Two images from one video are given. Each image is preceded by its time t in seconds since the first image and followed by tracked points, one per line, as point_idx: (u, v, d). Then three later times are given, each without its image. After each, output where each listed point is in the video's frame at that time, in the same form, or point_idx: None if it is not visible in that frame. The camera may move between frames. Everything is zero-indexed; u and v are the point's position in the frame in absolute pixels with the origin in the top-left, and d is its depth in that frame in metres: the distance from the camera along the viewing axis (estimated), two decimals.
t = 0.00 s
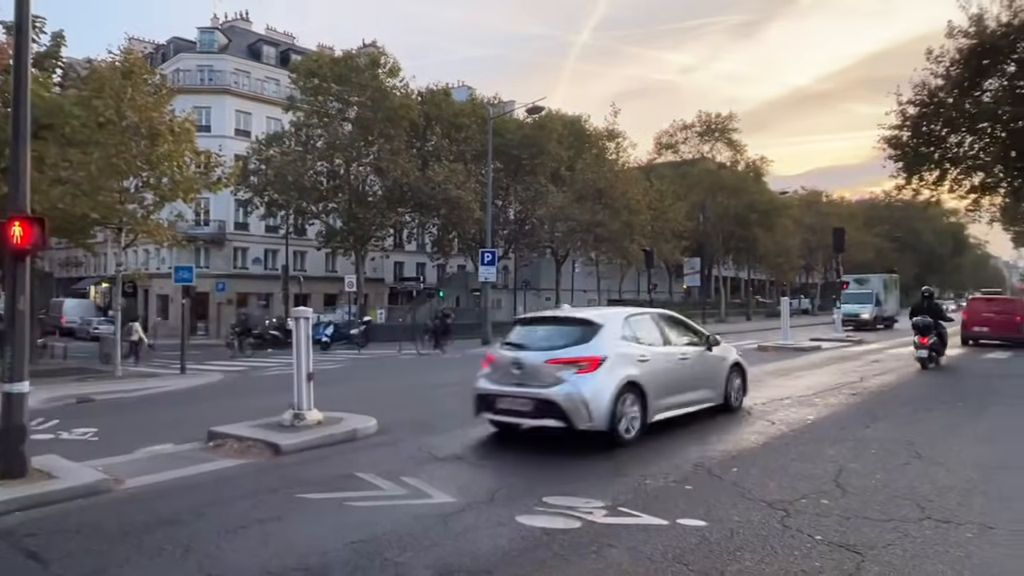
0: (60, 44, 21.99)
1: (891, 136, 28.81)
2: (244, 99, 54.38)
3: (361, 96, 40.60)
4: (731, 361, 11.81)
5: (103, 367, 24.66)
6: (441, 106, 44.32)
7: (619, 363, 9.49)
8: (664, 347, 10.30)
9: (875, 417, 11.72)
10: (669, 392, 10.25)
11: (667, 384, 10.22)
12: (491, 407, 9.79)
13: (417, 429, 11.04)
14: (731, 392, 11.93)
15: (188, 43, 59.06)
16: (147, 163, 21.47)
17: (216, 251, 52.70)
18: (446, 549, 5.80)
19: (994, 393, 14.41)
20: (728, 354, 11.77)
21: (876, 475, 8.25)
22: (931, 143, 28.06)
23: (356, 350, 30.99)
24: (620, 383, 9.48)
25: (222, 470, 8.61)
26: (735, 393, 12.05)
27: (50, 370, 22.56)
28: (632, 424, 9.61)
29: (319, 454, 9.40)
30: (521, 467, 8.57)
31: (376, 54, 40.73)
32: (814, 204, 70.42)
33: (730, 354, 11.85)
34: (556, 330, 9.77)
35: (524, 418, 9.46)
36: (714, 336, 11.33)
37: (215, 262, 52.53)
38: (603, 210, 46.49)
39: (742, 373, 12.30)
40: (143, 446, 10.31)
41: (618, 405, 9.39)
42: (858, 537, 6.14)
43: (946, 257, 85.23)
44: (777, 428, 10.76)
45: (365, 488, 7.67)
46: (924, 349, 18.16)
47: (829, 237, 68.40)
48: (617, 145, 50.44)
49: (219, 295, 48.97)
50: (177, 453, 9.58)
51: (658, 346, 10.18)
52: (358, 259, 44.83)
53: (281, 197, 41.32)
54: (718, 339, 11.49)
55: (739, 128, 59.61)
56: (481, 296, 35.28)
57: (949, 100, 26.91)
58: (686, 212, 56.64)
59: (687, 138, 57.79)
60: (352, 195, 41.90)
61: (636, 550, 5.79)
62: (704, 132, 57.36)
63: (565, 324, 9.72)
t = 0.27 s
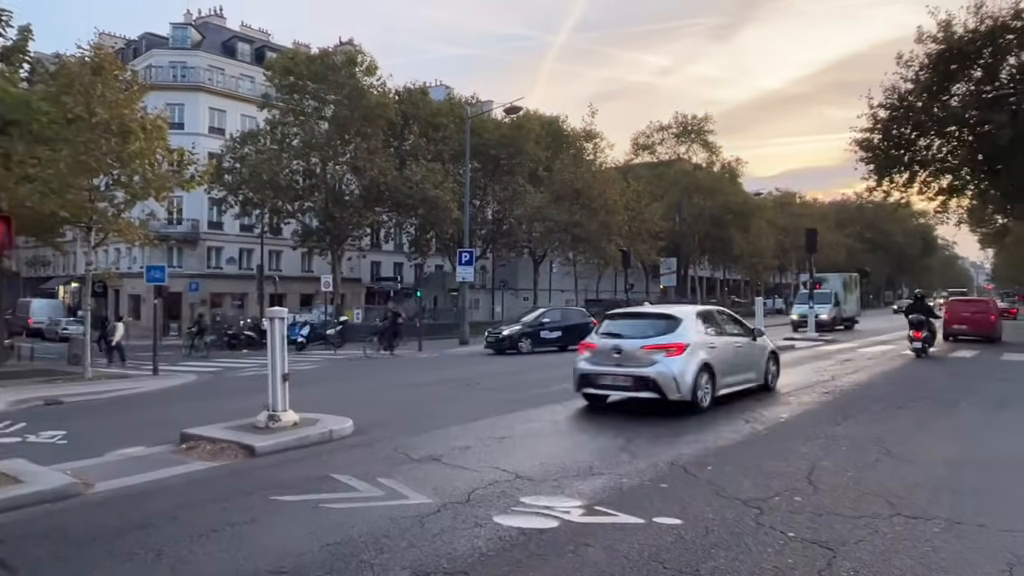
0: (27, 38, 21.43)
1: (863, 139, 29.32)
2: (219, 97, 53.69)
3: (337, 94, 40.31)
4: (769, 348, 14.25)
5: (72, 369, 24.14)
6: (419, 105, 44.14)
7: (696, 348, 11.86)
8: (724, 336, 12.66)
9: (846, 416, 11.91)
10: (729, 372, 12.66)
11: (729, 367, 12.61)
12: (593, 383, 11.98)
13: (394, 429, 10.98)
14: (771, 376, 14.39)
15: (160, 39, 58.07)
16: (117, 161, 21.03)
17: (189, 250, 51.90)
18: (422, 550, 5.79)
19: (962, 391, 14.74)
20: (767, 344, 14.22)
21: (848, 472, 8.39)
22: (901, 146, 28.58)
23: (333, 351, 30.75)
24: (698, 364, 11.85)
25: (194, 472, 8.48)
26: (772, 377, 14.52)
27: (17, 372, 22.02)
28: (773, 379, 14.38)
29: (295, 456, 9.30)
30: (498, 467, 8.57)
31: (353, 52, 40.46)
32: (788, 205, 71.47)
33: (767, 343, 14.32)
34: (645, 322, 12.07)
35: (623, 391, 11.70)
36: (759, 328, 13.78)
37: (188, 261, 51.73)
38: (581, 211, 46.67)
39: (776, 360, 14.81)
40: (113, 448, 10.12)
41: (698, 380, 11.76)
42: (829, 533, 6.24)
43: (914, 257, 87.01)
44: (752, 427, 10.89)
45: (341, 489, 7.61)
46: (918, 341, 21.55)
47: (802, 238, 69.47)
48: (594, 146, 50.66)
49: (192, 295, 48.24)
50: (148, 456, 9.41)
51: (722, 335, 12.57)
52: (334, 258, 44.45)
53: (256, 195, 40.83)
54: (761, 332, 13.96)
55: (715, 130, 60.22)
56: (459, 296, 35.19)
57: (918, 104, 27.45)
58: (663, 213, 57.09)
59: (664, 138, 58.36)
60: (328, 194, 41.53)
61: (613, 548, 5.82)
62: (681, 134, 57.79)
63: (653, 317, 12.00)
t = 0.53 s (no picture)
0: None
1: (840, 140, 29.74)
2: (197, 94, 53.08)
3: (318, 93, 40.00)
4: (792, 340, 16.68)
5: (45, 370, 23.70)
6: (400, 104, 43.92)
7: (740, 338, 14.27)
8: (760, 330, 15.05)
9: (824, 414, 12.05)
10: (765, 359, 15.07)
11: (765, 354, 14.98)
12: (655, 367, 14.31)
13: (375, 430, 10.91)
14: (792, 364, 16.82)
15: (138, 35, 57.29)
16: (93, 159, 20.62)
17: (167, 250, 51.21)
18: (402, 551, 5.75)
19: (937, 390, 14.97)
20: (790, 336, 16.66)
21: (826, 470, 8.48)
22: (878, 148, 29.02)
23: (314, 351, 30.52)
24: (742, 351, 14.26)
25: (171, 475, 8.36)
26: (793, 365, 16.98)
27: None
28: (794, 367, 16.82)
29: (274, 457, 9.20)
30: (480, 467, 8.54)
31: (334, 51, 40.19)
32: (767, 206, 72.27)
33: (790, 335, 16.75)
34: (697, 316, 14.41)
35: (682, 373, 14.04)
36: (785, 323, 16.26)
37: (166, 261, 51.09)
38: (563, 211, 46.83)
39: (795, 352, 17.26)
40: (88, 451, 9.95)
41: (743, 365, 14.17)
42: (808, 530, 6.30)
43: (890, 258, 88.35)
44: (732, 426, 10.97)
45: (320, 491, 7.54)
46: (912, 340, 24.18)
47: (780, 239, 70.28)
48: (576, 146, 50.80)
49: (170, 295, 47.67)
50: (123, 458, 9.26)
51: (759, 329, 14.99)
52: (314, 258, 44.12)
53: (236, 194, 40.40)
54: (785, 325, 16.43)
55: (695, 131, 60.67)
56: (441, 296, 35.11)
57: (894, 106, 27.91)
58: (644, 213, 57.42)
59: (645, 139, 58.72)
60: (309, 193, 41.20)
61: (593, 548, 5.83)
62: (662, 134, 58.12)
63: (705, 312, 14.34)
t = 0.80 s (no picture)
0: None
1: (823, 142, 30.02)
2: (179, 92, 52.53)
3: (302, 91, 39.70)
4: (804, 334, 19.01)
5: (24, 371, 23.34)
6: (386, 104, 43.72)
7: (767, 331, 16.49)
8: (783, 324, 17.35)
9: (807, 413, 12.17)
10: (785, 349, 17.33)
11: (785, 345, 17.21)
12: (695, 356, 16.42)
13: (361, 431, 10.86)
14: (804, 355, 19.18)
15: (119, 32, 56.59)
16: (73, 157, 20.33)
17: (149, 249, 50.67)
18: (388, 553, 5.73)
19: (916, 389, 15.18)
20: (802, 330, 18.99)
21: (809, 468, 8.56)
22: (860, 149, 29.36)
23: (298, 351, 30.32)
24: (769, 342, 16.49)
25: (154, 477, 8.27)
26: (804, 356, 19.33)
27: None
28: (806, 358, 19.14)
29: (257, 458, 9.13)
30: (465, 467, 8.53)
31: (319, 49, 39.93)
32: (751, 206, 72.84)
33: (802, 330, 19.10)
34: (730, 312, 16.56)
35: (719, 361, 16.17)
36: (799, 319, 18.60)
37: (148, 260, 50.55)
38: (549, 211, 46.90)
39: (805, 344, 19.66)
40: (68, 453, 9.81)
41: (770, 354, 16.42)
42: (791, 529, 6.36)
43: (872, 258, 89.35)
44: (716, 425, 11.03)
45: (304, 492, 7.49)
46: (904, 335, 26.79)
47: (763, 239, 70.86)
48: (562, 146, 50.87)
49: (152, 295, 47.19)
50: (104, 461, 9.13)
51: (782, 324, 17.24)
52: (299, 257, 43.83)
53: (218, 193, 40.04)
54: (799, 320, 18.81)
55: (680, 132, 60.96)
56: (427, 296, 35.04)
57: (876, 108, 28.29)
58: (629, 213, 57.57)
59: (631, 139, 58.97)
60: (293, 192, 40.98)
61: (578, 548, 5.84)
62: (647, 135, 58.36)
63: (738, 308, 16.53)
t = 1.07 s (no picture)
0: None
1: (810, 143, 30.25)
2: (165, 90, 52.06)
3: (290, 90, 39.42)
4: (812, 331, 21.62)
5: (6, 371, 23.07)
6: (374, 103, 43.54)
7: (786, 326, 19.02)
8: (799, 321, 19.99)
9: (794, 412, 12.27)
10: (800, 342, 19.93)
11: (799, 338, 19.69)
12: (725, 347, 18.83)
13: (349, 432, 10.82)
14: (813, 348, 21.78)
15: (104, 29, 56.06)
16: (57, 156, 20.11)
17: (134, 248, 50.22)
18: (376, 553, 5.71)
19: (902, 387, 15.34)
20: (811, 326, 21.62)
21: (796, 467, 8.63)
22: (846, 150, 29.58)
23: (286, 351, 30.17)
24: (788, 336, 19.03)
25: (140, 478, 8.20)
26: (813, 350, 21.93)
27: None
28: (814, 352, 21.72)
29: (244, 459, 9.07)
30: (454, 467, 8.52)
31: (307, 48, 39.71)
32: (739, 207, 73.25)
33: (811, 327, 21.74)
34: (754, 309, 19.08)
35: (746, 351, 18.59)
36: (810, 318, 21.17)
37: (134, 260, 50.12)
38: (538, 211, 46.90)
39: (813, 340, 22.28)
40: (53, 454, 9.72)
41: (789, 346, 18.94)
42: (778, 527, 6.40)
43: (857, 258, 90.05)
44: (704, 425, 11.09)
45: (292, 493, 7.45)
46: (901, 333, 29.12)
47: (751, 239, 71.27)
48: (551, 146, 50.90)
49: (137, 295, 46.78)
50: (90, 462, 9.05)
51: (797, 320, 19.78)
52: (286, 257, 43.58)
53: (205, 192, 39.79)
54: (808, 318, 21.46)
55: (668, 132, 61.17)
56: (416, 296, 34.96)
57: (862, 110, 28.54)
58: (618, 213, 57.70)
59: (619, 139, 59.12)
60: (281, 191, 40.82)
61: (567, 547, 5.85)
62: (635, 135, 58.53)
63: (761, 306, 19.06)
